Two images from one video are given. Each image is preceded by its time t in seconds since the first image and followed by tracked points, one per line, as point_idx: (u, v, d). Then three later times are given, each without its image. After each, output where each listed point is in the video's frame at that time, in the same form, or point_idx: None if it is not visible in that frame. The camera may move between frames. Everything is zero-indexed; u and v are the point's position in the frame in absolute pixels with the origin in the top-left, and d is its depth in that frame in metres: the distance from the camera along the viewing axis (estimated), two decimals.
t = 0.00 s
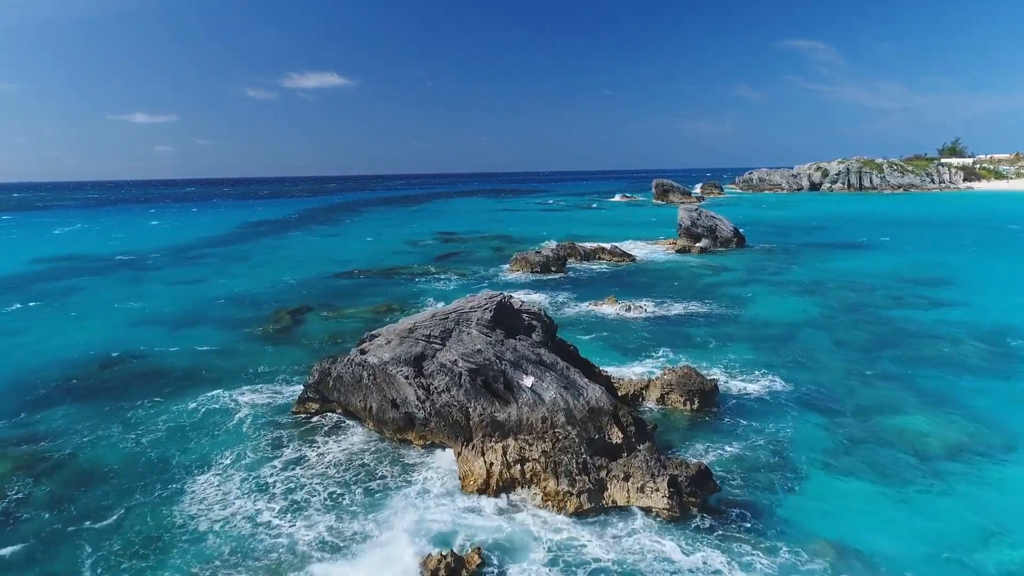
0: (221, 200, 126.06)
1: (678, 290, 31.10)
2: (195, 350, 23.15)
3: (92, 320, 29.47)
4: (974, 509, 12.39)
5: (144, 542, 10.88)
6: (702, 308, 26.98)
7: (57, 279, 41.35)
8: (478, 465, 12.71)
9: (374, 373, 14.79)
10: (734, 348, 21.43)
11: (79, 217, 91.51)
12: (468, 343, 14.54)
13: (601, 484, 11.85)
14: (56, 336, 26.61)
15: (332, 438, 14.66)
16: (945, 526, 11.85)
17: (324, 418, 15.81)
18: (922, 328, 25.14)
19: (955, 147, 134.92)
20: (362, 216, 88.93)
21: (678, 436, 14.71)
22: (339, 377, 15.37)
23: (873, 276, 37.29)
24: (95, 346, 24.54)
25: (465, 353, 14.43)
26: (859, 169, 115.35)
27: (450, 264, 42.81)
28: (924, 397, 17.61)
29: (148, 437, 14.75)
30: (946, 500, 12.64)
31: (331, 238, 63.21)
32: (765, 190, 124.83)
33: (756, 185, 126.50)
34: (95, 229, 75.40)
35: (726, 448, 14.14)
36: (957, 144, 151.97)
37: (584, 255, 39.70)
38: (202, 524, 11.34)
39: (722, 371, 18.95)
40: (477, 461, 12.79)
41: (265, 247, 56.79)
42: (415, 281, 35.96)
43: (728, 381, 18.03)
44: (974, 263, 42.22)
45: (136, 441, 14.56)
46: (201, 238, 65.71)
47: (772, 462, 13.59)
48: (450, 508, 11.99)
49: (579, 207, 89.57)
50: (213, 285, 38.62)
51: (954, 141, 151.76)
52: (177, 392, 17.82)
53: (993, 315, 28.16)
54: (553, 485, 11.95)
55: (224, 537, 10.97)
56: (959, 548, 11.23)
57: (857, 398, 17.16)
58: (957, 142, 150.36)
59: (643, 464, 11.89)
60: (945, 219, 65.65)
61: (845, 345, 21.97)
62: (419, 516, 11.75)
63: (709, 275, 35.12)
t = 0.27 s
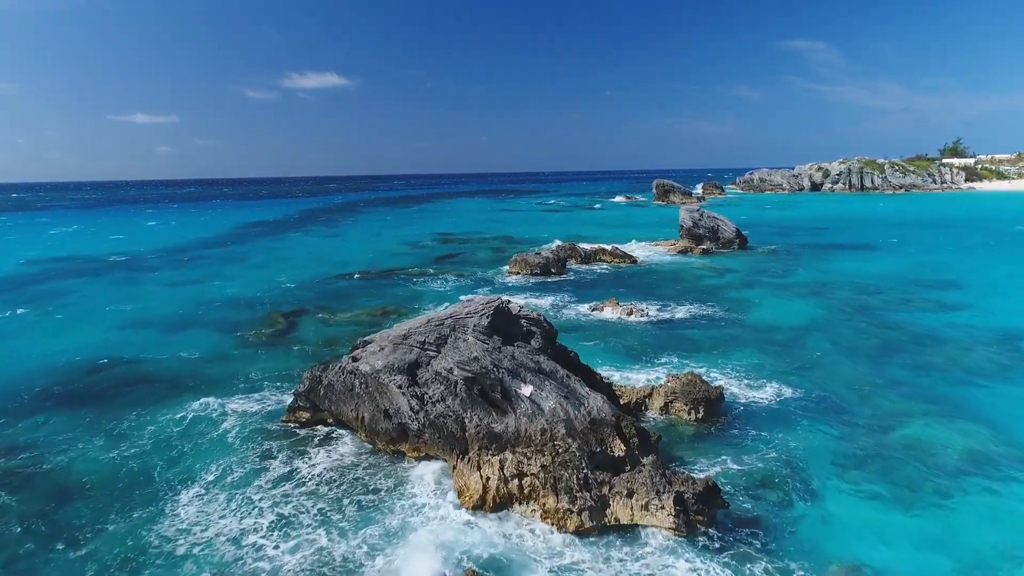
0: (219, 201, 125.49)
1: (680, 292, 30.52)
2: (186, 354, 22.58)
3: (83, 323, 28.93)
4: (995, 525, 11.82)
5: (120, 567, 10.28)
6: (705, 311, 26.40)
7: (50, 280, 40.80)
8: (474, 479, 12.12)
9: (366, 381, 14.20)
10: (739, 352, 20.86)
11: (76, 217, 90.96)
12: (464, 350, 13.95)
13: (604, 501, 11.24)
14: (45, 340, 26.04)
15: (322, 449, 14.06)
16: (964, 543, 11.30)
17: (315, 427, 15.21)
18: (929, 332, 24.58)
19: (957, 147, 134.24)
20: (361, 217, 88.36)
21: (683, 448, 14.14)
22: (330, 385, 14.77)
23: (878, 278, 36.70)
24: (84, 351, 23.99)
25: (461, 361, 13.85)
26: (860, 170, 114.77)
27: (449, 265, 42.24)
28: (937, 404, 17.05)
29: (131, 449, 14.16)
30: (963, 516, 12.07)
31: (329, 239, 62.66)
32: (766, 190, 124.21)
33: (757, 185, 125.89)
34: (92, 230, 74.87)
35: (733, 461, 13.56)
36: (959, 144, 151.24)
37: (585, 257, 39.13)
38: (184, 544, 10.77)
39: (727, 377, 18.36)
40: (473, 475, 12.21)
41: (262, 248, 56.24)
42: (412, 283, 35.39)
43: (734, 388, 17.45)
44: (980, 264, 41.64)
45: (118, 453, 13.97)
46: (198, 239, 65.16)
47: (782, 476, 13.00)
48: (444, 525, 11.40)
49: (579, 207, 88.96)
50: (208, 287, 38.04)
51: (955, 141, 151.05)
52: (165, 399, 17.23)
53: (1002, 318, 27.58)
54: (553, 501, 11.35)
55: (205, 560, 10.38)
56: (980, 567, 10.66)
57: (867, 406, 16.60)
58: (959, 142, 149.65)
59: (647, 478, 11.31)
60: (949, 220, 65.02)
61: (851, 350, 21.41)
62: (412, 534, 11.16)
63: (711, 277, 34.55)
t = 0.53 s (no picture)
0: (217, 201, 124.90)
1: (683, 295, 29.95)
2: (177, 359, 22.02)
3: (75, 327, 28.36)
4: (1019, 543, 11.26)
5: None
6: (708, 315, 25.82)
7: (43, 283, 40.20)
8: (471, 496, 11.56)
9: (358, 392, 13.59)
10: (745, 358, 20.28)
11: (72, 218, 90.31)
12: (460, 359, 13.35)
13: (606, 521, 10.66)
14: (33, 345, 25.45)
15: (312, 462, 13.46)
16: (988, 563, 10.74)
17: (306, 438, 14.60)
18: (937, 336, 24.01)
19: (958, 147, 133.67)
20: (360, 218, 87.80)
21: (689, 461, 13.55)
22: (321, 395, 14.17)
23: (883, 280, 36.14)
24: (73, 356, 23.41)
25: (457, 371, 13.24)
26: (861, 170, 114.22)
27: (447, 267, 41.67)
28: (950, 412, 16.49)
29: (111, 462, 13.55)
30: (981, 534, 11.47)
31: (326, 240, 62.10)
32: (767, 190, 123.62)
33: (758, 185, 125.33)
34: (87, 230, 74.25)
35: (741, 475, 12.98)
36: (960, 144, 150.70)
37: (585, 258, 38.55)
38: (163, 566, 10.19)
39: (732, 384, 17.80)
40: (469, 491, 11.64)
41: (259, 249, 55.66)
42: (409, 285, 34.84)
43: (740, 396, 16.87)
44: (985, 266, 41.12)
45: (99, 466, 13.37)
46: (194, 240, 64.57)
47: (793, 491, 12.45)
48: (439, 545, 10.80)
49: (579, 207, 88.41)
50: (203, 289, 37.53)
51: (956, 141, 150.51)
52: (151, 408, 16.63)
53: (1011, 322, 27.04)
54: (553, 520, 10.75)
55: None
56: None
57: (878, 415, 16.05)
58: (960, 142, 149.10)
59: (653, 495, 10.72)
60: (951, 221, 64.49)
61: (858, 355, 20.84)
62: (403, 555, 10.57)
63: (713, 279, 33.99)
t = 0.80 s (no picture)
0: (215, 202, 124.26)
1: (686, 298, 29.32)
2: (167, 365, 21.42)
3: (65, 331, 27.78)
4: None
5: None
6: (712, 318, 25.22)
7: (35, 285, 39.60)
8: (467, 514, 10.93)
9: (349, 402, 12.99)
10: (751, 363, 19.67)
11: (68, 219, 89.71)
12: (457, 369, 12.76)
13: (610, 543, 10.05)
14: (20, 351, 24.86)
15: (302, 476, 12.85)
16: None
17: (296, 450, 13.98)
18: (946, 341, 23.45)
19: (960, 147, 132.93)
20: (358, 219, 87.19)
21: (694, 476, 12.96)
22: (311, 405, 13.56)
23: (889, 283, 35.54)
24: (61, 362, 22.82)
25: (453, 381, 12.65)
26: (863, 170, 113.55)
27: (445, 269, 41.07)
28: (966, 423, 15.90)
29: (91, 477, 12.94)
30: (1005, 556, 10.84)
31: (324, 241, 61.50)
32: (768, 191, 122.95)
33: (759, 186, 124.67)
34: (83, 232, 73.62)
35: (750, 492, 12.38)
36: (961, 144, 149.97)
37: (585, 260, 37.94)
38: None
39: (739, 392, 17.19)
40: (465, 510, 11.04)
41: (256, 250, 55.05)
42: (407, 287, 34.28)
43: (747, 404, 16.27)
44: (992, 268, 40.52)
45: (77, 482, 12.73)
46: (191, 242, 63.95)
47: (807, 510, 11.84)
48: (433, 568, 10.18)
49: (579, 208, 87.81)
50: (198, 291, 36.94)
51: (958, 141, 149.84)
52: (136, 417, 16.01)
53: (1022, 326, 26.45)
54: (554, 543, 10.12)
55: None
56: None
57: (891, 425, 15.47)
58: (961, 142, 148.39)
59: (660, 516, 10.10)
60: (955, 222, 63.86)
61: (867, 361, 20.25)
62: None
63: (716, 282, 33.41)
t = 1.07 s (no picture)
0: (213, 202, 123.55)
1: (689, 301, 28.70)
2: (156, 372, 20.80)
3: (54, 336, 27.16)
4: None
5: None
6: (716, 322, 24.59)
7: (26, 288, 38.92)
8: (463, 536, 10.27)
9: (340, 414, 12.38)
10: (757, 370, 19.05)
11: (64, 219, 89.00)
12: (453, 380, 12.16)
13: (615, 568, 9.42)
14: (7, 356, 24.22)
15: (289, 492, 12.24)
16: None
17: (285, 463, 13.35)
18: (956, 347, 22.87)
19: (962, 147, 132.20)
20: (356, 219, 86.52)
21: (702, 492, 12.33)
22: (301, 417, 12.93)
23: (895, 285, 34.94)
24: (48, 368, 22.20)
25: (449, 393, 12.05)
26: (864, 170, 112.97)
27: (443, 271, 40.46)
28: (983, 434, 15.33)
29: (68, 494, 12.29)
30: None
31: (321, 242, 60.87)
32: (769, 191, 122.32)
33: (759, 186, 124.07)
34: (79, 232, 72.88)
35: (762, 510, 11.74)
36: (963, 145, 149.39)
37: (586, 262, 37.30)
38: None
39: (745, 401, 16.57)
40: (461, 531, 10.38)
41: (252, 252, 54.41)
42: (404, 290, 33.66)
43: (754, 414, 15.65)
44: (998, 270, 39.93)
45: (51, 500, 12.09)
46: (187, 243, 63.28)
47: (822, 531, 11.20)
48: None
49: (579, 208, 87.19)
50: (192, 294, 36.31)
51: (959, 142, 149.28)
52: (119, 428, 15.36)
53: None
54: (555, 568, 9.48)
55: None
56: None
57: (906, 437, 14.89)
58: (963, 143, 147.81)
59: (668, 539, 9.48)
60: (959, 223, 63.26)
61: (877, 368, 19.64)
62: None
63: (719, 284, 32.79)
